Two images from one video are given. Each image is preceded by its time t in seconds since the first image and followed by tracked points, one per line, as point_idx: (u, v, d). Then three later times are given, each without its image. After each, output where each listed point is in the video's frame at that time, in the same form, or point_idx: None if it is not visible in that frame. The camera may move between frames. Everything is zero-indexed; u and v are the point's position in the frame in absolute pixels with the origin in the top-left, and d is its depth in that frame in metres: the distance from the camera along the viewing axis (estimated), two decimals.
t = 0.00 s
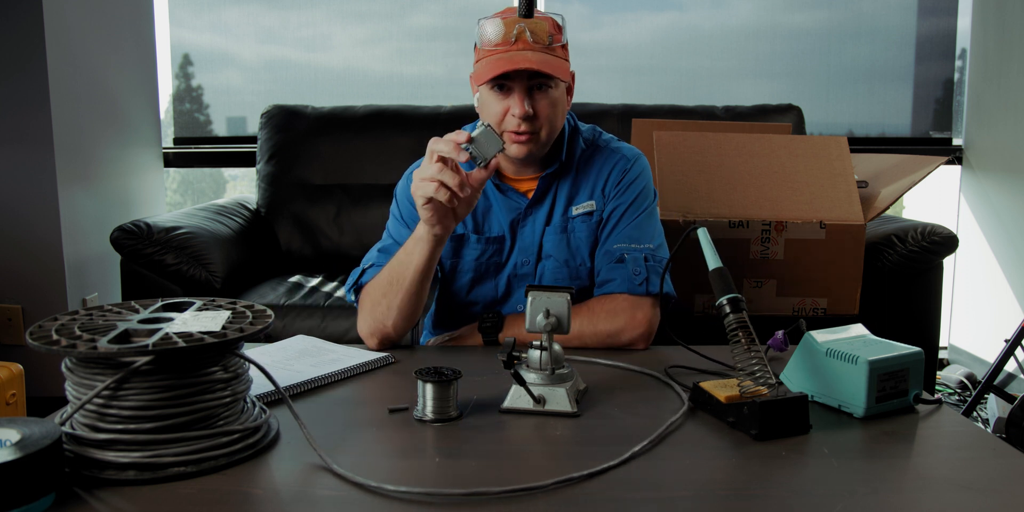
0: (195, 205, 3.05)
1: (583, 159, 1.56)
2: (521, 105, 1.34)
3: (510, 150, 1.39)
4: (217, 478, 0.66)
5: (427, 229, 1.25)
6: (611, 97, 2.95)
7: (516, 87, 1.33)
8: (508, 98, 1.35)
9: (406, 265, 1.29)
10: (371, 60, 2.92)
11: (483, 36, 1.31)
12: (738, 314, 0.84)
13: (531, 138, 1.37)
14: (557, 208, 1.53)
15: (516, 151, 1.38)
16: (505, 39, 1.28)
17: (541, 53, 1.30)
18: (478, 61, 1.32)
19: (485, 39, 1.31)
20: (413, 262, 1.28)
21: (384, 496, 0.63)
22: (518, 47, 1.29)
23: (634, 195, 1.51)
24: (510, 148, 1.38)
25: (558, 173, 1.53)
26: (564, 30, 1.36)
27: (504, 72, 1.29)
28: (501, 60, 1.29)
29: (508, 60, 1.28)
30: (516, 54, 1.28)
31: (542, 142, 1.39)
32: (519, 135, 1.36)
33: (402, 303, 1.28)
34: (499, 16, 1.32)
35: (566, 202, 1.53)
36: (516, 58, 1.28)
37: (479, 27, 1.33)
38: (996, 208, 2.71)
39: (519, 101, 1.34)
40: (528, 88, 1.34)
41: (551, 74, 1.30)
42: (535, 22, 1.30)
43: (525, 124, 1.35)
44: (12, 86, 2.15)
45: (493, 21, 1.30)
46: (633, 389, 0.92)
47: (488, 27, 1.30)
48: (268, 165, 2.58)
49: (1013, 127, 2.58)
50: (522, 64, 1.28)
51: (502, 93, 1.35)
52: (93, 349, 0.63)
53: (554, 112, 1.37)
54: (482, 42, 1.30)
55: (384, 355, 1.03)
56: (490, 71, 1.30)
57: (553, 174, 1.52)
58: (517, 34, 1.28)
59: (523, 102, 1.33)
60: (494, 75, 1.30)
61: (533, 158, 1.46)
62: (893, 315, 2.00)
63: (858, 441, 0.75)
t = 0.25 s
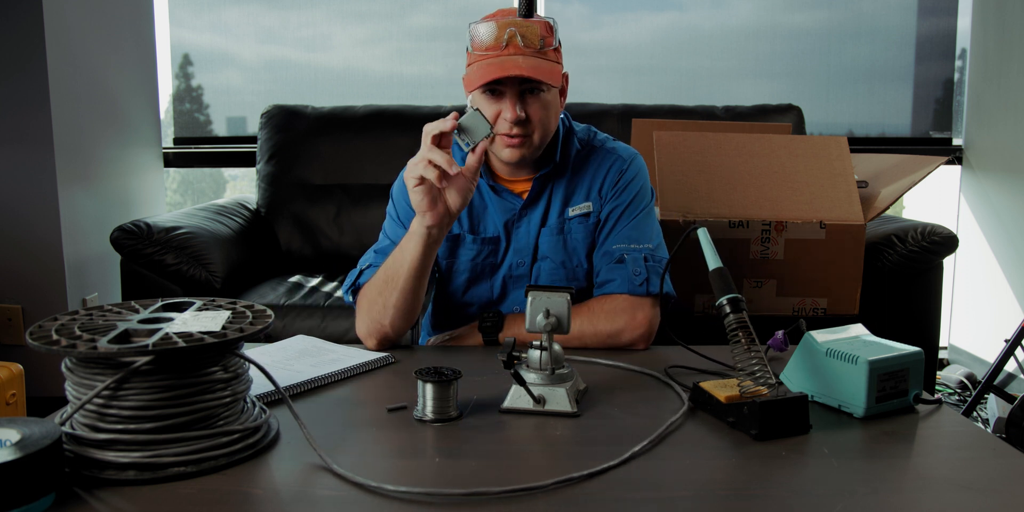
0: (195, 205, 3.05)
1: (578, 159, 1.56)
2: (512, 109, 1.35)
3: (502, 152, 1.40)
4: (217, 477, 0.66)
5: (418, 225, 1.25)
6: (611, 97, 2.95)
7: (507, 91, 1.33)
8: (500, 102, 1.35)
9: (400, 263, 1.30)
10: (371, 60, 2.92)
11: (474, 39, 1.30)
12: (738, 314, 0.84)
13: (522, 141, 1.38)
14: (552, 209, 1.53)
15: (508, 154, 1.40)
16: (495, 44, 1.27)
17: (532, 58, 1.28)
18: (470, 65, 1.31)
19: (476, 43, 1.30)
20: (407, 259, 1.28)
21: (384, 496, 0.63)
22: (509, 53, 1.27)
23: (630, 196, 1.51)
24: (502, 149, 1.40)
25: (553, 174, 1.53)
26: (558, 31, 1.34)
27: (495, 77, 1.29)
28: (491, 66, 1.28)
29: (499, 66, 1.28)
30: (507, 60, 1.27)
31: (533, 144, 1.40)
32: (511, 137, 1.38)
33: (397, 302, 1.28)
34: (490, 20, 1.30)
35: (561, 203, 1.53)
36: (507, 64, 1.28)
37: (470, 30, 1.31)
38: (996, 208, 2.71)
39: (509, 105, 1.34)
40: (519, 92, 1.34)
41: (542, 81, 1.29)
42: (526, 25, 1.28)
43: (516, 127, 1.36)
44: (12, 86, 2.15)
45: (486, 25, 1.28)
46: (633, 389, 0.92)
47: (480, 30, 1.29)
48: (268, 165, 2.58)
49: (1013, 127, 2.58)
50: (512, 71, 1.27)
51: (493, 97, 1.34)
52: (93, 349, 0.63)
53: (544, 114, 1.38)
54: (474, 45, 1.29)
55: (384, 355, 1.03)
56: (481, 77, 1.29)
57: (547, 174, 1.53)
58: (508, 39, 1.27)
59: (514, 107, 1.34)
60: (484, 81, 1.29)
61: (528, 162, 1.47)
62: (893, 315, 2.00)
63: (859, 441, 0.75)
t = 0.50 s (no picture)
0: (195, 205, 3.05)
1: (579, 159, 1.56)
2: (513, 108, 1.34)
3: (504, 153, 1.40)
4: (217, 477, 0.66)
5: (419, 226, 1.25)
6: (611, 97, 2.95)
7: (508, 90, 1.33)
8: (501, 101, 1.35)
9: (401, 264, 1.30)
10: (371, 60, 2.92)
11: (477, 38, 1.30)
12: (738, 314, 0.84)
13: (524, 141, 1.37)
14: (552, 208, 1.53)
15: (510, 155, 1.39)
16: (497, 43, 1.27)
17: (534, 58, 1.28)
18: (472, 64, 1.32)
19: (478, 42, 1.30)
20: (408, 260, 1.28)
21: (384, 496, 0.63)
22: (510, 52, 1.28)
23: (631, 195, 1.51)
24: (503, 149, 1.39)
25: (553, 174, 1.53)
26: (560, 32, 1.34)
27: (497, 77, 1.29)
28: (492, 65, 1.29)
29: (501, 66, 1.28)
30: (508, 59, 1.28)
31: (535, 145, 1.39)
32: (513, 137, 1.38)
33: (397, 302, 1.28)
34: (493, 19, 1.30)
35: (562, 202, 1.53)
36: (508, 63, 1.28)
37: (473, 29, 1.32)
38: (996, 207, 2.71)
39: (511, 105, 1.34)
40: (521, 92, 1.34)
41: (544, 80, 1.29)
42: (529, 25, 1.28)
43: (518, 126, 1.36)
44: (12, 85, 2.15)
45: (488, 24, 1.28)
46: (633, 389, 0.92)
47: (483, 29, 1.29)
48: (268, 165, 2.58)
49: (1013, 127, 2.58)
50: (513, 70, 1.28)
51: (495, 96, 1.35)
52: (93, 349, 0.63)
53: (546, 115, 1.37)
54: (476, 45, 1.29)
55: (384, 356, 1.03)
56: (482, 76, 1.30)
57: (548, 174, 1.53)
58: (510, 38, 1.27)
59: (516, 107, 1.34)
60: (486, 80, 1.30)
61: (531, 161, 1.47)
62: (893, 315, 2.00)
63: (858, 441, 0.75)
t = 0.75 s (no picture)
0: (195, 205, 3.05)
1: (580, 158, 1.56)
2: (514, 110, 1.35)
3: (505, 153, 1.41)
4: (217, 477, 0.66)
5: (419, 227, 1.25)
6: (611, 97, 2.95)
7: (509, 91, 1.33)
8: (503, 103, 1.35)
9: (401, 264, 1.29)
10: (371, 60, 2.92)
11: (478, 39, 1.30)
12: (738, 314, 0.84)
13: (526, 142, 1.38)
14: (553, 209, 1.53)
15: (511, 154, 1.41)
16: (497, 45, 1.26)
17: (535, 59, 1.28)
18: (473, 65, 1.32)
19: (479, 43, 1.29)
20: (407, 261, 1.28)
21: (384, 496, 0.63)
22: (511, 53, 1.27)
23: (631, 195, 1.51)
24: (505, 150, 1.40)
25: (554, 174, 1.53)
26: (560, 32, 1.33)
27: (497, 79, 1.29)
28: (493, 67, 1.28)
29: (501, 68, 1.28)
30: (510, 61, 1.28)
31: (536, 146, 1.40)
32: (514, 138, 1.38)
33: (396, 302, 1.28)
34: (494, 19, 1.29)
35: (562, 202, 1.53)
36: (510, 65, 1.28)
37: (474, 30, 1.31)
38: (996, 207, 2.71)
39: (512, 106, 1.34)
40: (522, 93, 1.34)
41: (545, 82, 1.29)
42: (530, 26, 1.27)
43: (519, 128, 1.36)
44: (12, 85, 2.15)
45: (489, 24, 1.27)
46: (633, 389, 0.92)
47: (484, 29, 1.27)
48: (268, 165, 2.58)
49: (1013, 127, 2.58)
50: (514, 72, 1.28)
51: (496, 98, 1.35)
52: (93, 349, 0.63)
53: (547, 115, 1.38)
54: (477, 45, 1.29)
55: (384, 356, 1.03)
56: (484, 78, 1.29)
57: (549, 174, 1.53)
58: (511, 39, 1.27)
59: (517, 108, 1.34)
60: (487, 81, 1.29)
61: (532, 161, 1.47)
62: (893, 315, 2.00)
63: (858, 441, 0.75)
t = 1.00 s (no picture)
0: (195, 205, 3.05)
1: (579, 157, 1.56)
2: (509, 109, 1.35)
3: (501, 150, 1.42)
4: (217, 478, 0.66)
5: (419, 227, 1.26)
6: (611, 97, 2.95)
7: (505, 89, 1.33)
8: (499, 101, 1.35)
9: (401, 265, 1.30)
10: (371, 60, 2.92)
11: (474, 38, 1.30)
12: (738, 314, 0.84)
13: (520, 140, 1.39)
14: (552, 208, 1.53)
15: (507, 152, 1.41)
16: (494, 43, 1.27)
17: (530, 59, 1.28)
18: (470, 63, 1.33)
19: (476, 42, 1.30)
20: (407, 261, 1.28)
21: (384, 496, 0.63)
22: (506, 53, 1.28)
23: (631, 195, 1.51)
24: (501, 148, 1.41)
25: (553, 173, 1.53)
26: (559, 31, 1.33)
27: (491, 77, 1.30)
28: (488, 66, 1.29)
29: (496, 66, 1.29)
30: (504, 60, 1.28)
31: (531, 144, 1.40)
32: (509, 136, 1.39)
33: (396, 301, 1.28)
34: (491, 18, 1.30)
35: (562, 202, 1.53)
36: (504, 65, 1.28)
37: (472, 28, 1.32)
38: (996, 208, 2.71)
39: (507, 104, 1.35)
40: (517, 92, 1.34)
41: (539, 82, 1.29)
42: (526, 26, 1.27)
43: (514, 127, 1.37)
44: (12, 85, 2.15)
45: (487, 22, 1.28)
46: (633, 389, 0.92)
47: (482, 27, 1.28)
48: (268, 165, 2.58)
49: (1013, 127, 2.58)
50: (507, 71, 1.28)
51: (492, 96, 1.35)
52: (93, 349, 0.63)
53: (543, 114, 1.37)
54: (474, 43, 1.29)
55: (384, 356, 1.03)
56: (478, 76, 1.30)
57: (548, 173, 1.53)
58: (506, 39, 1.27)
59: (511, 107, 1.34)
60: (481, 80, 1.30)
61: (529, 161, 1.46)
62: (893, 315, 2.00)
63: (859, 442, 0.75)
